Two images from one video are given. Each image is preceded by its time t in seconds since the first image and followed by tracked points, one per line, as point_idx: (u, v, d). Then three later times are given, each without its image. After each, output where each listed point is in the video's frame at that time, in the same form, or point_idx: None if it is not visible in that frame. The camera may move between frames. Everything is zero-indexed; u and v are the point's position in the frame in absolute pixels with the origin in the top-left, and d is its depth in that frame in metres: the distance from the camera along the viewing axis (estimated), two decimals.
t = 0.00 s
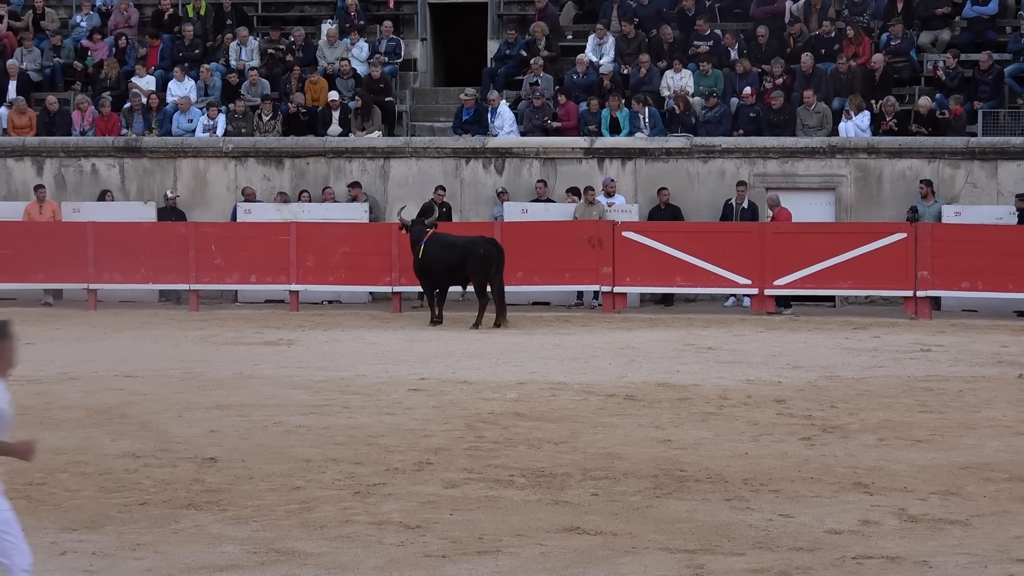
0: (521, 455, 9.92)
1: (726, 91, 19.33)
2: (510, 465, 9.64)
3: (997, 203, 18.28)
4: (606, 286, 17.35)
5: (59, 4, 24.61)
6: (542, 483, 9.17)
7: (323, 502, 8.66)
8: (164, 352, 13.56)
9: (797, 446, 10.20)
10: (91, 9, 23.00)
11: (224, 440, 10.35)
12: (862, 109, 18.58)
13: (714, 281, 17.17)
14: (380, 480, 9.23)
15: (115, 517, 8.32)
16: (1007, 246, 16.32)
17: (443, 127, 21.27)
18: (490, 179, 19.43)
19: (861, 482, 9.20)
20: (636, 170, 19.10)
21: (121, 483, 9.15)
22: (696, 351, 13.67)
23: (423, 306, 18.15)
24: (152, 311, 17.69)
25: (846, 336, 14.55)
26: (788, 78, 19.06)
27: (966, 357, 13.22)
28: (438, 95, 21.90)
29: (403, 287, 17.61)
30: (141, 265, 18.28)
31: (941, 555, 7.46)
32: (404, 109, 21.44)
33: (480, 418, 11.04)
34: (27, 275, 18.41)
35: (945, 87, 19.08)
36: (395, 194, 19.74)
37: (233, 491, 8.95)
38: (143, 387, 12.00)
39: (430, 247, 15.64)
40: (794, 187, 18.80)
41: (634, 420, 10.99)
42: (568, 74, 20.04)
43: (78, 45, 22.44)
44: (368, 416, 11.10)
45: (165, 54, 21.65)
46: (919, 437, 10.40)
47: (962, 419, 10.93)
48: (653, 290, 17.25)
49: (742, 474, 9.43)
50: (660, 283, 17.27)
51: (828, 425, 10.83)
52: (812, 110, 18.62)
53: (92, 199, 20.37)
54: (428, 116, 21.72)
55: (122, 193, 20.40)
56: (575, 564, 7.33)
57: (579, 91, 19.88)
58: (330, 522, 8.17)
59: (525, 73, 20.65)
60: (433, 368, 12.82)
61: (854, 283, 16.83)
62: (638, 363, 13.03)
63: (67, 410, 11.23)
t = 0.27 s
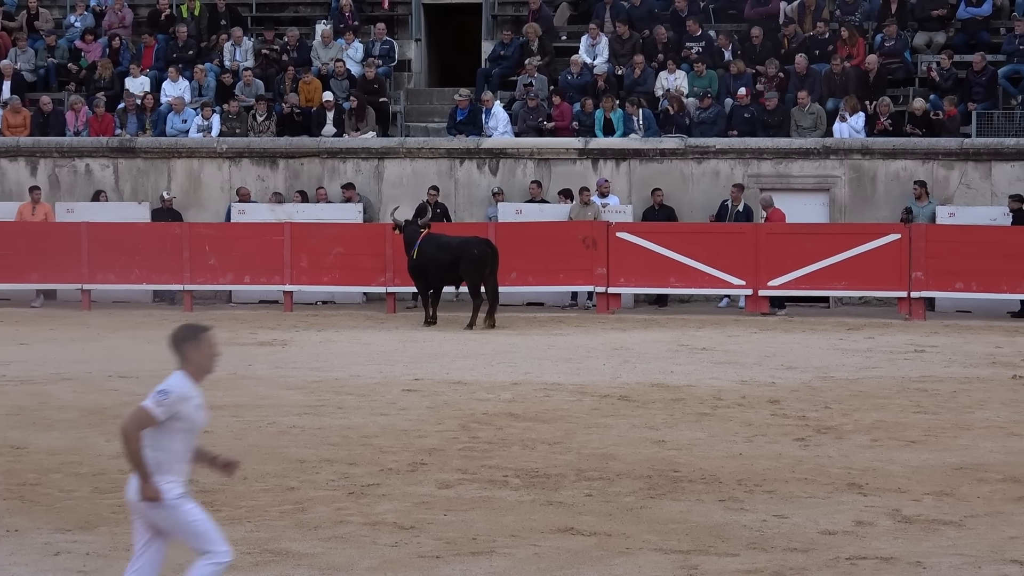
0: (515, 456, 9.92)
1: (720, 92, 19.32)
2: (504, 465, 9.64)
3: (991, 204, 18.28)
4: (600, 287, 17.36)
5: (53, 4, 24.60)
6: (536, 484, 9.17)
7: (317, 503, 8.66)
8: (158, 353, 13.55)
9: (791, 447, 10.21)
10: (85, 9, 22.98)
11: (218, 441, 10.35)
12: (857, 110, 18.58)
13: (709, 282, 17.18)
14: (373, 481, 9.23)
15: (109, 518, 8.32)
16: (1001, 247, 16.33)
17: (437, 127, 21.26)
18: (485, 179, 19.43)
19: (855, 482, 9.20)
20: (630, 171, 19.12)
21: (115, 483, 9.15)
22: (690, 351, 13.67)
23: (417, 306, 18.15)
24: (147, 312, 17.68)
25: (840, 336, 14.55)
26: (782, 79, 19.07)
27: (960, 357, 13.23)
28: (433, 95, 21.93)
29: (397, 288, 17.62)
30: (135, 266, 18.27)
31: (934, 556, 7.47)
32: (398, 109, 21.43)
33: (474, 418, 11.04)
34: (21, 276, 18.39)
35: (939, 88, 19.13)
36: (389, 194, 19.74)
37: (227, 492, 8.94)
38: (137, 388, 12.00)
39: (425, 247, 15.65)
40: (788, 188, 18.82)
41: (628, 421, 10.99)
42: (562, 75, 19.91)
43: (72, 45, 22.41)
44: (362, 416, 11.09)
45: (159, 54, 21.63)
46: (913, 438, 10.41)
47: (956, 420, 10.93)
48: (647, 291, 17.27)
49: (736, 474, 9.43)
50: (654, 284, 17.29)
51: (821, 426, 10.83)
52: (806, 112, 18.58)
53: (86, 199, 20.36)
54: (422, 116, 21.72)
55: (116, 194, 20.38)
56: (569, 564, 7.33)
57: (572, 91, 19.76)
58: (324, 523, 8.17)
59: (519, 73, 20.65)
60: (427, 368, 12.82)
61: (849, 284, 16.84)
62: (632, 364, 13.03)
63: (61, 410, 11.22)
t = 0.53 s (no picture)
0: (509, 456, 9.92)
1: (715, 92, 19.30)
2: (498, 465, 9.64)
3: (985, 204, 18.29)
4: (594, 287, 17.36)
5: (47, 4, 24.58)
6: (530, 484, 9.17)
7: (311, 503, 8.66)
8: (153, 353, 13.55)
9: (785, 447, 10.21)
10: (79, 9, 22.96)
11: (212, 441, 10.35)
12: (851, 110, 18.59)
13: (703, 282, 17.19)
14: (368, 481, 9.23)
15: (103, 518, 8.31)
16: (994, 247, 16.33)
17: (431, 127, 21.25)
18: (479, 179, 19.43)
19: (849, 482, 9.21)
20: (624, 171, 19.11)
21: (109, 483, 9.15)
22: (684, 351, 13.67)
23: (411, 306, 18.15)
24: (140, 311, 17.67)
25: (834, 336, 14.56)
26: (776, 79, 19.06)
27: (954, 357, 13.24)
28: (427, 95, 21.92)
29: (391, 288, 17.61)
30: (129, 266, 18.26)
31: (928, 555, 7.47)
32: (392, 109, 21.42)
33: (468, 419, 11.03)
34: (15, 276, 18.39)
35: (932, 89, 19.15)
36: (383, 194, 19.73)
37: (221, 492, 8.94)
38: (130, 388, 11.99)
39: (421, 246, 15.61)
40: (782, 188, 18.81)
41: (622, 421, 10.99)
42: (557, 75, 19.96)
43: (66, 45, 22.39)
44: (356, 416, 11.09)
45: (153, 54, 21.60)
46: (907, 438, 10.41)
47: (950, 420, 10.94)
48: (641, 291, 17.28)
49: (730, 474, 9.44)
50: (648, 284, 17.30)
51: (815, 426, 10.84)
52: (799, 111, 18.64)
53: (80, 199, 20.34)
54: (416, 116, 21.72)
55: (110, 193, 20.37)
56: (564, 564, 7.33)
57: (567, 91, 19.82)
58: (318, 523, 8.17)
59: (513, 73, 20.65)
60: (421, 368, 12.82)
61: (843, 284, 16.85)
62: (626, 364, 13.03)
63: (55, 410, 11.21)
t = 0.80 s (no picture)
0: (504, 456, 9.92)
1: (708, 91, 19.32)
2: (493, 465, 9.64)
3: (979, 202, 18.30)
4: (588, 287, 17.37)
5: (40, 5, 24.56)
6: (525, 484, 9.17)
7: (306, 504, 8.66)
8: (147, 354, 13.55)
9: (779, 446, 10.21)
10: (73, 10, 22.95)
11: (207, 442, 10.34)
12: (844, 109, 18.50)
13: (697, 281, 17.19)
14: (362, 481, 9.23)
15: (97, 519, 8.31)
16: (988, 246, 16.33)
17: (425, 127, 21.26)
18: (473, 179, 19.44)
19: (844, 481, 9.21)
20: (618, 171, 19.13)
21: (103, 484, 9.14)
22: (678, 351, 13.67)
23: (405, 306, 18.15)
24: (135, 313, 17.67)
25: (829, 335, 14.57)
26: (770, 77, 19.03)
27: (949, 356, 13.25)
28: (421, 95, 21.93)
29: (385, 288, 17.61)
30: (123, 267, 18.26)
31: (923, 554, 7.47)
32: (386, 110, 21.43)
33: (463, 419, 11.03)
34: (10, 277, 18.39)
35: (926, 87, 19.10)
36: (378, 194, 19.73)
37: (216, 492, 8.94)
38: (125, 388, 11.99)
39: (418, 247, 15.59)
40: (776, 188, 18.82)
41: (617, 420, 10.99)
42: (550, 74, 19.87)
43: (60, 47, 22.39)
44: (351, 417, 11.09)
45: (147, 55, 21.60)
46: (902, 437, 10.41)
47: (944, 418, 10.94)
48: (636, 290, 17.29)
49: (724, 474, 9.44)
50: (642, 283, 17.30)
51: (810, 425, 10.84)
52: (793, 110, 18.59)
53: (74, 201, 20.34)
54: (410, 116, 21.73)
55: (104, 194, 20.37)
56: (558, 564, 7.33)
57: (560, 91, 19.73)
58: (313, 523, 8.17)
59: (507, 74, 20.64)
60: (416, 369, 12.81)
61: (837, 283, 16.86)
62: (621, 364, 13.03)
63: (49, 412, 11.21)
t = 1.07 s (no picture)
0: (498, 456, 9.92)
1: (702, 91, 19.31)
2: (487, 466, 9.64)
3: (973, 202, 18.30)
4: (582, 287, 17.37)
5: (33, 6, 24.54)
6: (519, 484, 9.17)
7: (300, 504, 8.65)
8: (141, 354, 13.55)
9: (773, 446, 10.21)
10: (65, 10, 22.93)
11: (201, 442, 10.34)
12: (839, 109, 18.57)
13: (691, 281, 17.19)
14: (356, 482, 9.23)
15: (91, 520, 8.31)
16: (981, 246, 16.34)
17: (419, 127, 21.25)
18: (467, 180, 19.44)
19: (838, 481, 9.21)
20: (612, 171, 19.13)
21: (97, 485, 9.14)
22: (672, 351, 13.67)
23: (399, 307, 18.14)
24: (129, 313, 17.66)
25: (823, 335, 14.57)
26: (764, 77, 19.02)
27: (942, 356, 13.25)
28: (415, 95, 21.93)
29: (379, 288, 17.59)
30: (117, 267, 18.25)
31: (917, 554, 7.47)
32: (379, 110, 21.39)
33: (457, 419, 11.03)
34: (3, 278, 18.39)
35: (919, 87, 19.11)
36: (371, 195, 19.74)
37: (210, 493, 8.94)
38: (119, 389, 11.99)
39: (417, 246, 15.56)
40: (770, 187, 18.84)
41: (611, 421, 10.99)
42: (545, 74, 19.90)
43: (53, 47, 22.38)
44: (345, 417, 11.08)
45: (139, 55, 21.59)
46: (895, 436, 10.42)
47: (938, 418, 10.94)
48: (629, 290, 17.29)
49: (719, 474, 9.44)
50: (636, 283, 17.31)
51: (804, 425, 10.84)
52: (786, 110, 18.62)
53: (67, 202, 20.33)
54: (403, 117, 21.73)
55: (97, 195, 20.36)
56: (552, 564, 7.33)
57: (554, 91, 19.76)
58: (307, 524, 8.16)
59: (501, 74, 20.64)
60: (410, 369, 12.81)
61: (831, 283, 16.86)
62: (615, 364, 13.03)
63: (43, 413, 11.20)
